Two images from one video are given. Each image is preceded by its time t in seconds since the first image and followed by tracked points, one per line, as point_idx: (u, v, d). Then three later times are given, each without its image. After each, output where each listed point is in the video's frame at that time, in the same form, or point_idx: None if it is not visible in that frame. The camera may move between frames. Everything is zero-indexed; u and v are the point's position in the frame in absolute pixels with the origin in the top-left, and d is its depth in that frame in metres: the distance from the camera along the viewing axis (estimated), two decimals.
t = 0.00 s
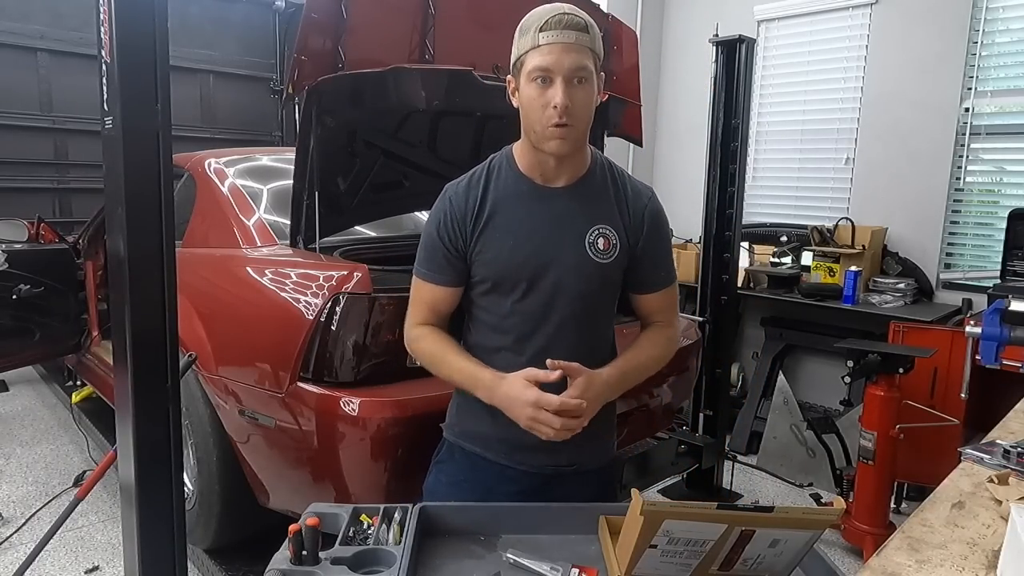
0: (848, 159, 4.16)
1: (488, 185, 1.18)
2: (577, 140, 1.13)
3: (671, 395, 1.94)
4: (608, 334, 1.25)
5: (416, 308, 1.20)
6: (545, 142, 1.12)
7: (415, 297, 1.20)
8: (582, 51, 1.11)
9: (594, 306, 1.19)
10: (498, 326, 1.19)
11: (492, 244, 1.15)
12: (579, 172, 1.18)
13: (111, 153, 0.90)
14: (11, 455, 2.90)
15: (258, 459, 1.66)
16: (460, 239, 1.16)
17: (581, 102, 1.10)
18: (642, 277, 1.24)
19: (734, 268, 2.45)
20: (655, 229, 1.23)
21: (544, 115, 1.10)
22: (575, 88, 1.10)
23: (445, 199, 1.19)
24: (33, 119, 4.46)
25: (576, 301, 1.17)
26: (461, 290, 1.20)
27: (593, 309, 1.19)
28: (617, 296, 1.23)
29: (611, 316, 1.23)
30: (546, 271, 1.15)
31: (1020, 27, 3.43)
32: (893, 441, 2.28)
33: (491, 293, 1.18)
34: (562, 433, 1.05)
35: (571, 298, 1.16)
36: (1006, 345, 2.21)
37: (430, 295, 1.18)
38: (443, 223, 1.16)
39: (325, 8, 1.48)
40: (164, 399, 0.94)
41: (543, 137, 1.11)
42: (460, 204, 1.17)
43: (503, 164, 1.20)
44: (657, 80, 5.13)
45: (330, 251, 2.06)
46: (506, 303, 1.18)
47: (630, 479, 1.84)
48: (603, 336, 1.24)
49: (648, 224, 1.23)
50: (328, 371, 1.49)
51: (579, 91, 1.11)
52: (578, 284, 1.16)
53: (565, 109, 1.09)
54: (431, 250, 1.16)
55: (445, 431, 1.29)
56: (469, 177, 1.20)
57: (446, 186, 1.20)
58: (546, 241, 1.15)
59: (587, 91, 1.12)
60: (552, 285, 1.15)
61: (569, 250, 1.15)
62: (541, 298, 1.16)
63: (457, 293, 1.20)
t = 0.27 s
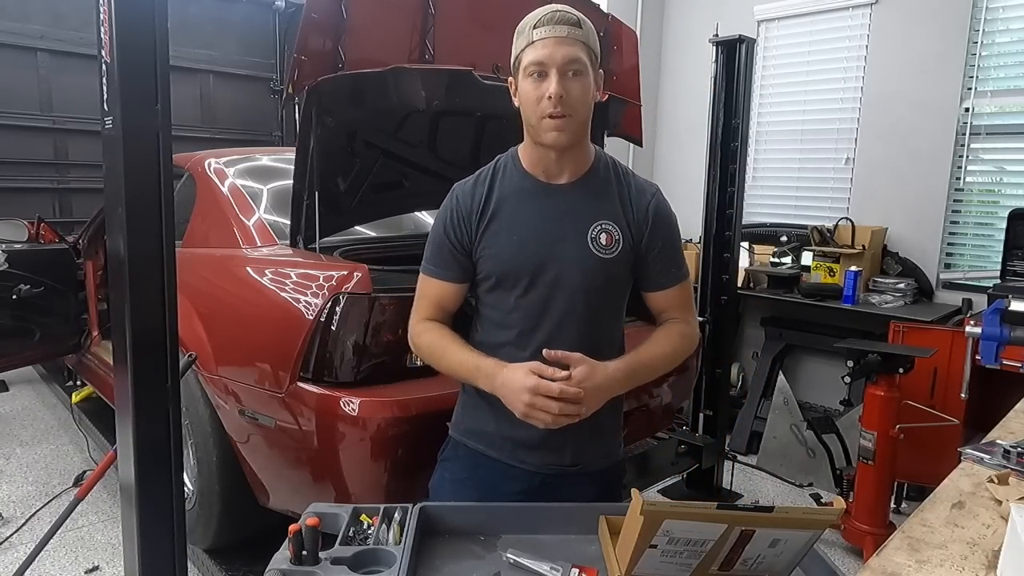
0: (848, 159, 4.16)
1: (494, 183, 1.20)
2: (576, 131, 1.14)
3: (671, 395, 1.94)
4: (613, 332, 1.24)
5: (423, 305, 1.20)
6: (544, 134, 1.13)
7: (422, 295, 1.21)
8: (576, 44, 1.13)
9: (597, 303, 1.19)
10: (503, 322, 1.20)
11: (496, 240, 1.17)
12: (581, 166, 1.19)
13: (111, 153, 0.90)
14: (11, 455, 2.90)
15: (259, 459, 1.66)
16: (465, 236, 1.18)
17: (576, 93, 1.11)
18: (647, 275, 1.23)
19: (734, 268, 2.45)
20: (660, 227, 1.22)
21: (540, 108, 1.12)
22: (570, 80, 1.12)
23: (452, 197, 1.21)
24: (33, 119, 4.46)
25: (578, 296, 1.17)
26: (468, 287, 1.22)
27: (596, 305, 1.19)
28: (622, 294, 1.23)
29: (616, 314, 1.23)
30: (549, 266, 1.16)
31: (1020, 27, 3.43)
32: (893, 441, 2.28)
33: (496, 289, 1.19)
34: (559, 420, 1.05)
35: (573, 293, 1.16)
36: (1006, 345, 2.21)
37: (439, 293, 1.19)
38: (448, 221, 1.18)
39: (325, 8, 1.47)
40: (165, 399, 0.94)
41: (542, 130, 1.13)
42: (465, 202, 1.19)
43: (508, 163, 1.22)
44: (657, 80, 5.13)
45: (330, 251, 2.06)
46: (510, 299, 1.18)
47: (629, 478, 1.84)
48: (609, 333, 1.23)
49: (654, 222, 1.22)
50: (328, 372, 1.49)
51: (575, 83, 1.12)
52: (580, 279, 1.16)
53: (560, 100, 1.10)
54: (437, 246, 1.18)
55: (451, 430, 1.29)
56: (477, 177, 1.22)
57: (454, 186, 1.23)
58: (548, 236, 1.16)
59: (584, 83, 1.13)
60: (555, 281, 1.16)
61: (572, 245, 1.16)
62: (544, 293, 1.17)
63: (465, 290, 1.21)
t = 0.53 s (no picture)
0: (848, 159, 4.16)
1: (499, 184, 1.21)
2: (578, 129, 1.15)
3: (671, 395, 1.94)
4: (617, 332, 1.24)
5: (434, 305, 1.21)
6: (546, 132, 1.14)
7: (433, 297, 1.22)
8: (576, 45, 1.14)
9: (600, 300, 1.18)
10: (507, 320, 1.20)
11: (499, 238, 1.17)
12: (584, 166, 1.20)
13: (111, 153, 0.90)
14: (11, 455, 2.90)
15: (258, 459, 1.66)
16: (471, 236, 1.19)
17: (577, 92, 1.12)
18: (650, 274, 1.23)
19: (734, 268, 2.45)
20: (664, 226, 1.22)
21: (542, 106, 1.13)
22: (571, 78, 1.13)
23: (459, 199, 1.22)
24: (33, 119, 4.46)
25: (582, 294, 1.17)
26: (475, 286, 1.22)
27: (599, 303, 1.19)
28: (625, 292, 1.22)
29: (620, 313, 1.23)
30: (552, 264, 1.16)
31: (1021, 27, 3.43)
32: (893, 441, 2.28)
33: (502, 288, 1.20)
34: (556, 396, 1.04)
35: (576, 291, 1.16)
36: (1006, 345, 2.20)
37: (450, 293, 1.20)
38: (454, 221, 1.20)
39: (325, 8, 1.47)
40: (165, 399, 0.94)
41: (544, 128, 1.14)
42: (471, 202, 1.20)
43: (513, 165, 1.22)
44: (657, 80, 5.13)
45: (330, 251, 2.06)
46: (515, 297, 1.19)
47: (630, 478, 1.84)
48: (612, 333, 1.23)
49: (658, 221, 1.22)
50: (328, 372, 1.49)
51: (575, 82, 1.13)
52: (583, 276, 1.16)
53: (561, 97, 1.11)
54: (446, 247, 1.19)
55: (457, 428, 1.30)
56: (483, 179, 1.23)
57: (461, 188, 1.24)
58: (551, 234, 1.16)
59: (585, 82, 1.14)
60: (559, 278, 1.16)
61: (575, 243, 1.16)
62: (549, 291, 1.17)
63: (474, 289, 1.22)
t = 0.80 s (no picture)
0: (848, 159, 4.16)
1: (504, 186, 1.22)
2: (578, 122, 1.16)
3: (671, 395, 1.94)
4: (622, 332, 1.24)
5: (438, 302, 1.22)
6: (545, 123, 1.15)
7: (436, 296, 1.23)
8: (574, 44, 1.18)
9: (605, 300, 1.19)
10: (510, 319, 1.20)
11: (504, 238, 1.18)
12: (586, 165, 1.20)
13: (111, 154, 0.90)
14: (11, 455, 2.90)
15: (259, 460, 1.66)
16: (476, 237, 1.20)
17: (575, 83, 1.15)
18: (655, 273, 1.23)
19: (734, 268, 2.45)
20: (667, 225, 1.22)
21: (542, 100, 1.15)
22: (569, 72, 1.15)
23: (464, 201, 1.23)
24: (33, 119, 4.47)
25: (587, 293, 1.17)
26: (479, 287, 1.22)
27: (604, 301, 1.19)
28: (631, 292, 1.22)
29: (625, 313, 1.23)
30: (557, 263, 1.16)
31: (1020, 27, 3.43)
32: (893, 441, 2.28)
33: (507, 288, 1.20)
34: (563, 364, 1.04)
35: (581, 290, 1.17)
36: (1006, 345, 2.21)
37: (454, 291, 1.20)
38: (460, 222, 1.20)
39: (325, 8, 1.47)
40: (165, 399, 0.94)
41: (543, 119, 1.15)
42: (477, 204, 1.21)
43: (517, 167, 1.23)
44: (657, 80, 5.13)
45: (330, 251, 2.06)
46: (519, 296, 1.19)
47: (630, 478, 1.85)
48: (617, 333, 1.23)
49: (662, 220, 1.22)
50: (328, 372, 1.49)
51: (574, 75, 1.16)
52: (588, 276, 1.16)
53: (559, 87, 1.13)
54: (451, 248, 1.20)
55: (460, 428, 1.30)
56: (488, 181, 1.24)
57: (466, 190, 1.25)
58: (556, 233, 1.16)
59: (583, 76, 1.16)
60: (564, 277, 1.16)
61: (579, 243, 1.16)
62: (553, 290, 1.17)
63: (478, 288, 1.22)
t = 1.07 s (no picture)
0: (848, 159, 4.16)
1: (511, 183, 1.26)
2: (582, 122, 1.19)
3: (671, 395, 1.94)
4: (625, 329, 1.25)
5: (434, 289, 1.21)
6: (551, 124, 1.18)
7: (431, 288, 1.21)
8: (573, 49, 1.22)
9: (608, 295, 1.20)
10: (514, 315, 1.22)
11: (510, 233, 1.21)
12: (591, 164, 1.24)
13: (111, 154, 0.90)
14: (11, 455, 2.90)
15: (258, 459, 1.66)
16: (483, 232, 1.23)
17: (576, 85, 1.18)
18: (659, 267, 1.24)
19: (734, 268, 2.45)
20: (672, 221, 1.24)
21: (546, 102, 1.18)
22: (570, 76, 1.19)
23: (472, 198, 1.27)
24: (33, 119, 4.47)
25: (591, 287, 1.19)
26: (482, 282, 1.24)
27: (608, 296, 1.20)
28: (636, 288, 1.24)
29: (629, 308, 1.24)
30: (561, 258, 1.19)
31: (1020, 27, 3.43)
32: (893, 441, 2.28)
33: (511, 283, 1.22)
34: (522, 282, 1.03)
35: (585, 284, 1.19)
36: (1006, 345, 2.21)
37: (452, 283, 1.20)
38: (467, 218, 1.24)
39: (325, 8, 1.47)
40: (165, 399, 0.94)
41: (549, 121, 1.18)
42: (485, 201, 1.25)
43: (523, 166, 1.27)
44: (657, 80, 5.13)
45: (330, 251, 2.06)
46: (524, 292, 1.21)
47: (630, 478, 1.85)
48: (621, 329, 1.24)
49: (665, 217, 1.24)
50: (328, 372, 1.49)
51: (575, 78, 1.19)
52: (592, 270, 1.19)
53: (563, 89, 1.16)
54: (457, 243, 1.22)
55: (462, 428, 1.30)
56: (495, 179, 1.28)
57: (474, 188, 1.29)
58: (561, 228, 1.20)
59: (584, 79, 1.20)
60: (568, 271, 1.19)
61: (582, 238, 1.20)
62: (557, 285, 1.19)
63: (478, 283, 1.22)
